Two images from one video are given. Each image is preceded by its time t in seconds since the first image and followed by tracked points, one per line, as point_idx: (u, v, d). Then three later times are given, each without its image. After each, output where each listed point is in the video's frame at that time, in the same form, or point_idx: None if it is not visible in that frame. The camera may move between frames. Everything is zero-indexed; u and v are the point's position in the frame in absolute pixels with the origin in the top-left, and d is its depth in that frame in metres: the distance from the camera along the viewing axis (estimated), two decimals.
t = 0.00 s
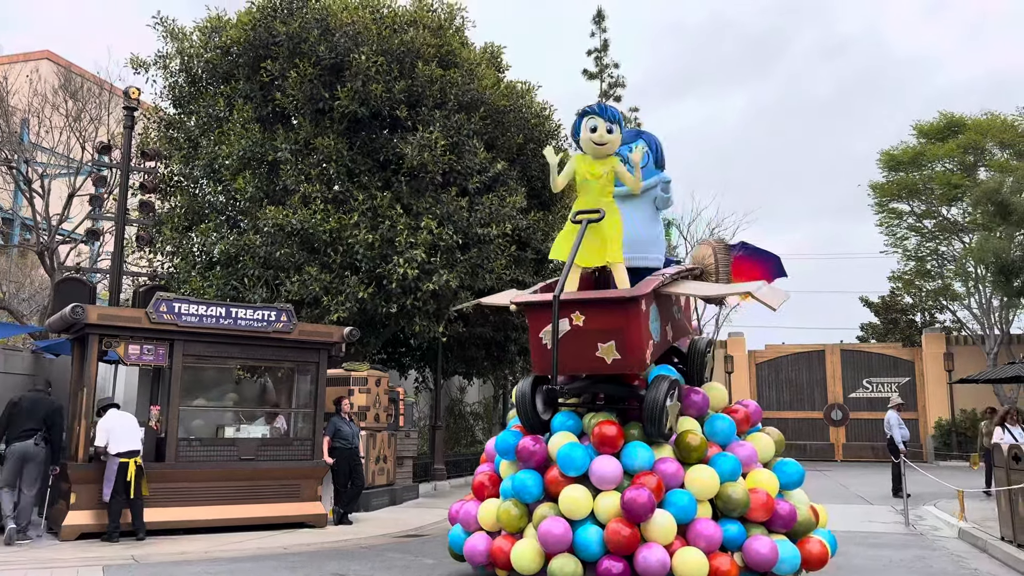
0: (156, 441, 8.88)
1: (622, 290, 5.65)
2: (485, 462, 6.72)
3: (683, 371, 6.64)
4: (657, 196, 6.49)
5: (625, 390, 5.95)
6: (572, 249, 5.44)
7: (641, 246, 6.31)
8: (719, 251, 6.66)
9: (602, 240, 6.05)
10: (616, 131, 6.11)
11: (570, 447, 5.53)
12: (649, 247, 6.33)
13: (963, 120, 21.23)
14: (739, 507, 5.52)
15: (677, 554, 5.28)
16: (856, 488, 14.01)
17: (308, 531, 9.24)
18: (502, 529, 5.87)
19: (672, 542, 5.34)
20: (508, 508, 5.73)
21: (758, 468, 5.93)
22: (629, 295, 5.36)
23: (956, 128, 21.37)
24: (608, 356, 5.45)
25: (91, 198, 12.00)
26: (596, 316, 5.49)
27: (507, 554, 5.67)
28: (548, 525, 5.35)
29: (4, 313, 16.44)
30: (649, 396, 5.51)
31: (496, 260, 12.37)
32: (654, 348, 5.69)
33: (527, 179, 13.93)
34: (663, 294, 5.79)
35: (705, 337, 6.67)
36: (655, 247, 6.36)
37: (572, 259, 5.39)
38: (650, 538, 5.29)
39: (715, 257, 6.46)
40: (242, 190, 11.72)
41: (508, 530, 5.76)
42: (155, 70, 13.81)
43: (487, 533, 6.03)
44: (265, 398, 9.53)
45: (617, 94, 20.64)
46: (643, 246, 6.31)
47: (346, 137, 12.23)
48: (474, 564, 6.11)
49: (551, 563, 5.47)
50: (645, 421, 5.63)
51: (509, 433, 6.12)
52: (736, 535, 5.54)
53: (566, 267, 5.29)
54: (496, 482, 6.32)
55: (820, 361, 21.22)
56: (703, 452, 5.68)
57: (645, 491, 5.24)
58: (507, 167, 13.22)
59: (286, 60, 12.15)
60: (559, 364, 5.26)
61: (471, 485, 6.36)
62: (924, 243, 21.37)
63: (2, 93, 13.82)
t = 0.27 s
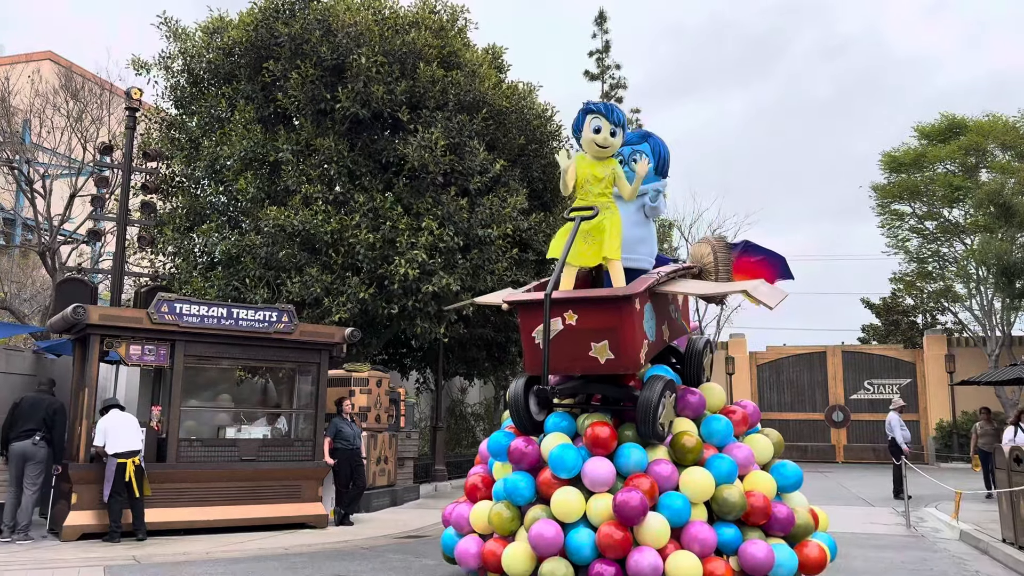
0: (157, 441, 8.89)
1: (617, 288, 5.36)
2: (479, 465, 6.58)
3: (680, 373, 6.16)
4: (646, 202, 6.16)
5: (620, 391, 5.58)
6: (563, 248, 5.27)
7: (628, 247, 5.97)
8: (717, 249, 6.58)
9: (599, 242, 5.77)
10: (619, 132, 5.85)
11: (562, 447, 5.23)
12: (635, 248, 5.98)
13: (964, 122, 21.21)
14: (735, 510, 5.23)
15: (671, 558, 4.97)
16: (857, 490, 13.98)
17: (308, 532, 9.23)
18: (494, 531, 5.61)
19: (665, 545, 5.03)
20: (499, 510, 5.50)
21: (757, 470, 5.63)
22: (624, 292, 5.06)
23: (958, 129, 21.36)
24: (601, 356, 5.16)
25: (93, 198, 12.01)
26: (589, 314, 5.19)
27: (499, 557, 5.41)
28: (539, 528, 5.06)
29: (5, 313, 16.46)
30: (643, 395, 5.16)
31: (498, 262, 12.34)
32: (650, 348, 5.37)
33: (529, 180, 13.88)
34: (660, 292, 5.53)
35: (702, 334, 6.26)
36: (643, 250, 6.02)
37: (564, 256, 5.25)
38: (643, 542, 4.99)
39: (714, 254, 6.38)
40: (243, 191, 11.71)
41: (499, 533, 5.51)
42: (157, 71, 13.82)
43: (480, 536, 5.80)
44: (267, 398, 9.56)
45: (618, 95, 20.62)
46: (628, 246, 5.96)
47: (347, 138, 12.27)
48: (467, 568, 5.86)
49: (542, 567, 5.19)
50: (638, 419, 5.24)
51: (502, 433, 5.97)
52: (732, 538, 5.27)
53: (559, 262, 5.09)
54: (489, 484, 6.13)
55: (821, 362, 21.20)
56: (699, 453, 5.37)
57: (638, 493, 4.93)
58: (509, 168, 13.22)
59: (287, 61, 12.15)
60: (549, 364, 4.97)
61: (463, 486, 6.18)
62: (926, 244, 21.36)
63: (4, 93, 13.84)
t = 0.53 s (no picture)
0: (159, 441, 8.89)
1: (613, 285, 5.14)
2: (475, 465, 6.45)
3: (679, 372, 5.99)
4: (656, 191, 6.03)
5: (617, 391, 5.42)
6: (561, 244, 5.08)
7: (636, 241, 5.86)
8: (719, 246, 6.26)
9: (594, 241, 5.69)
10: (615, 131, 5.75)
11: (557, 448, 5.11)
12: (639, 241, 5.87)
13: (967, 123, 21.19)
14: (734, 511, 5.09)
15: (667, 560, 4.83)
16: (858, 491, 13.98)
17: (310, 532, 9.25)
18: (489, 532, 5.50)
19: (662, 547, 4.89)
20: (493, 512, 5.39)
21: (756, 471, 5.49)
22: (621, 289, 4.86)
23: (960, 130, 21.33)
24: (598, 355, 4.97)
25: (96, 198, 12.01)
26: (585, 312, 4.98)
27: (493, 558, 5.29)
28: (533, 529, 4.97)
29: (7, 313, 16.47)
30: (640, 395, 4.98)
31: (500, 263, 12.32)
32: (648, 347, 5.17)
33: (531, 181, 13.88)
34: (658, 290, 5.31)
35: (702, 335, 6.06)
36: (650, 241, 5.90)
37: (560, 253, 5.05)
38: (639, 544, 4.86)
39: (715, 252, 6.14)
40: (245, 191, 11.70)
41: (494, 534, 5.40)
42: (160, 71, 13.83)
43: (476, 537, 5.66)
44: (269, 398, 9.56)
45: (620, 95, 20.60)
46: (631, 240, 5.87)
47: (349, 138, 12.28)
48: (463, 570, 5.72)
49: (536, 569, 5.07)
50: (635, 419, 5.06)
51: (497, 433, 5.84)
52: (729, 541, 5.10)
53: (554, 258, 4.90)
54: (484, 484, 6.04)
55: (823, 363, 21.19)
56: (697, 454, 5.23)
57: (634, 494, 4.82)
58: (511, 168, 13.20)
59: (289, 61, 12.15)
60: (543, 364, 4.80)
61: (459, 487, 6.10)
62: (929, 245, 21.33)
63: (7, 92, 13.87)
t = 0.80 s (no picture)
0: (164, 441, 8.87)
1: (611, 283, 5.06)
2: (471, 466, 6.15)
3: (679, 372, 5.87)
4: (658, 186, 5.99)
5: (614, 391, 5.25)
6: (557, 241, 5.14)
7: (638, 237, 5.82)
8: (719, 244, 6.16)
9: (590, 232, 5.48)
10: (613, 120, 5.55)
11: (552, 447, 4.90)
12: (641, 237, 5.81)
13: (971, 123, 21.16)
14: (732, 514, 4.83)
15: (663, 563, 4.60)
16: (863, 492, 13.95)
17: (314, 531, 9.26)
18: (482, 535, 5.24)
19: (658, 550, 4.67)
20: (486, 512, 5.14)
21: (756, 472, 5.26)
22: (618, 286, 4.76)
23: (965, 130, 21.30)
24: (594, 353, 4.87)
25: (100, 198, 12.03)
26: (582, 309, 4.91)
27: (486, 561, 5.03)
28: (527, 531, 4.72)
29: (11, 312, 16.52)
30: (636, 395, 4.85)
31: (504, 263, 12.26)
32: (645, 346, 5.06)
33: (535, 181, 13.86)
34: (657, 288, 5.21)
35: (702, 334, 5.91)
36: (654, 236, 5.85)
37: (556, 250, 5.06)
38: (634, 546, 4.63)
39: (717, 250, 6.03)
40: (249, 191, 11.72)
41: (488, 536, 5.15)
42: (164, 71, 13.84)
43: (469, 539, 5.39)
44: (273, 398, 9.56)
45: (624, 95, 20.58)
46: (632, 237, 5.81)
47: (353, 138, 12.30)
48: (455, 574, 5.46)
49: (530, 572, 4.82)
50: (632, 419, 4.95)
51: (494, 433, 5.63)
52: (728, 543, 4.86)
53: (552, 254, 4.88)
54: (479, 485, 5.72)
55: (827, 364, 21.16)
56: (695, 455, 5.00)
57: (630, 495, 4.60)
58: (515, 168, 13.19)
59: (293, 60, 12.17)
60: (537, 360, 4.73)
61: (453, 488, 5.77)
62: (933, 246, 21.29)
63: (12, 92, 13.90)
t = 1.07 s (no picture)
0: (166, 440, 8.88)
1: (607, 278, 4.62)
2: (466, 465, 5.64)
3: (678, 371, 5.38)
4: (657, 178, 5.98)
5: (611, 390, 4.76)
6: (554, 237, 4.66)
7: (643, 232, 5.72)
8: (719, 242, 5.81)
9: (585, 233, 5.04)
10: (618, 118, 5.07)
11: (547, 445, 4.40)
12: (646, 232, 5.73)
13: (975, 123, 21.11)
14: (731, 515, 4.35)
15: (661, 565, 4.14)
16: (866, 492, 13.92)
17: (316, 531, 9.25)
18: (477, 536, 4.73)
19: (655, 552, 4.20)
20: (482, 512, 4.61)
21: (759, 472, 4.78)
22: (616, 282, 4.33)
23: (969, 130, 21.25)
24: (590, 351, 4.44)
25: (104, 197, 12.06)
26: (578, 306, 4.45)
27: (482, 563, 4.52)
28: (520, 531, 4.26)
29: (15, 311, 16.57)
30: (632, 393, 4.35)
31: (507, 263, 12.24)
32: (643, 343, 4.64)
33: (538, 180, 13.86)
34: (655, 285, 4.81)
35: (700, 332, 5.47)
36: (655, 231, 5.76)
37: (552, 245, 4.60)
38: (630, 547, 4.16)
39: (717, 248, 5.65)
40: (253, 190, 11.73)
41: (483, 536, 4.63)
42: (168, 71, 13.87)
43: (465, 540, 4.86)
44: (276, 397, 9.57)
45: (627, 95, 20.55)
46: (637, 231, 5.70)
47: (356, 137, 12.35)
48: None
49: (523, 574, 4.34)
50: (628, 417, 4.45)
51: (488, 432, 5.07)
52: (727, 545, 4.36)
53: (547, 246, 4.45)
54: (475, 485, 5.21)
55: (831, 364, 21.13)
56: (695, 454, 4.50)
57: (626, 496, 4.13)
58: (518, 168, 13.18)
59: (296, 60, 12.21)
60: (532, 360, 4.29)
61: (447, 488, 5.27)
62: (937, 246, 21.25)
63: (16, 92, 13.97)
